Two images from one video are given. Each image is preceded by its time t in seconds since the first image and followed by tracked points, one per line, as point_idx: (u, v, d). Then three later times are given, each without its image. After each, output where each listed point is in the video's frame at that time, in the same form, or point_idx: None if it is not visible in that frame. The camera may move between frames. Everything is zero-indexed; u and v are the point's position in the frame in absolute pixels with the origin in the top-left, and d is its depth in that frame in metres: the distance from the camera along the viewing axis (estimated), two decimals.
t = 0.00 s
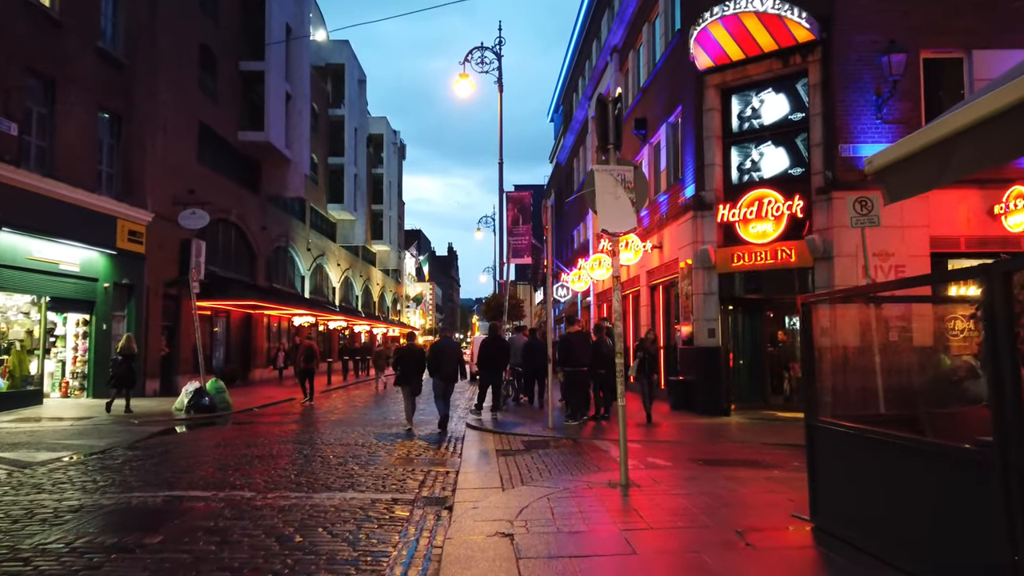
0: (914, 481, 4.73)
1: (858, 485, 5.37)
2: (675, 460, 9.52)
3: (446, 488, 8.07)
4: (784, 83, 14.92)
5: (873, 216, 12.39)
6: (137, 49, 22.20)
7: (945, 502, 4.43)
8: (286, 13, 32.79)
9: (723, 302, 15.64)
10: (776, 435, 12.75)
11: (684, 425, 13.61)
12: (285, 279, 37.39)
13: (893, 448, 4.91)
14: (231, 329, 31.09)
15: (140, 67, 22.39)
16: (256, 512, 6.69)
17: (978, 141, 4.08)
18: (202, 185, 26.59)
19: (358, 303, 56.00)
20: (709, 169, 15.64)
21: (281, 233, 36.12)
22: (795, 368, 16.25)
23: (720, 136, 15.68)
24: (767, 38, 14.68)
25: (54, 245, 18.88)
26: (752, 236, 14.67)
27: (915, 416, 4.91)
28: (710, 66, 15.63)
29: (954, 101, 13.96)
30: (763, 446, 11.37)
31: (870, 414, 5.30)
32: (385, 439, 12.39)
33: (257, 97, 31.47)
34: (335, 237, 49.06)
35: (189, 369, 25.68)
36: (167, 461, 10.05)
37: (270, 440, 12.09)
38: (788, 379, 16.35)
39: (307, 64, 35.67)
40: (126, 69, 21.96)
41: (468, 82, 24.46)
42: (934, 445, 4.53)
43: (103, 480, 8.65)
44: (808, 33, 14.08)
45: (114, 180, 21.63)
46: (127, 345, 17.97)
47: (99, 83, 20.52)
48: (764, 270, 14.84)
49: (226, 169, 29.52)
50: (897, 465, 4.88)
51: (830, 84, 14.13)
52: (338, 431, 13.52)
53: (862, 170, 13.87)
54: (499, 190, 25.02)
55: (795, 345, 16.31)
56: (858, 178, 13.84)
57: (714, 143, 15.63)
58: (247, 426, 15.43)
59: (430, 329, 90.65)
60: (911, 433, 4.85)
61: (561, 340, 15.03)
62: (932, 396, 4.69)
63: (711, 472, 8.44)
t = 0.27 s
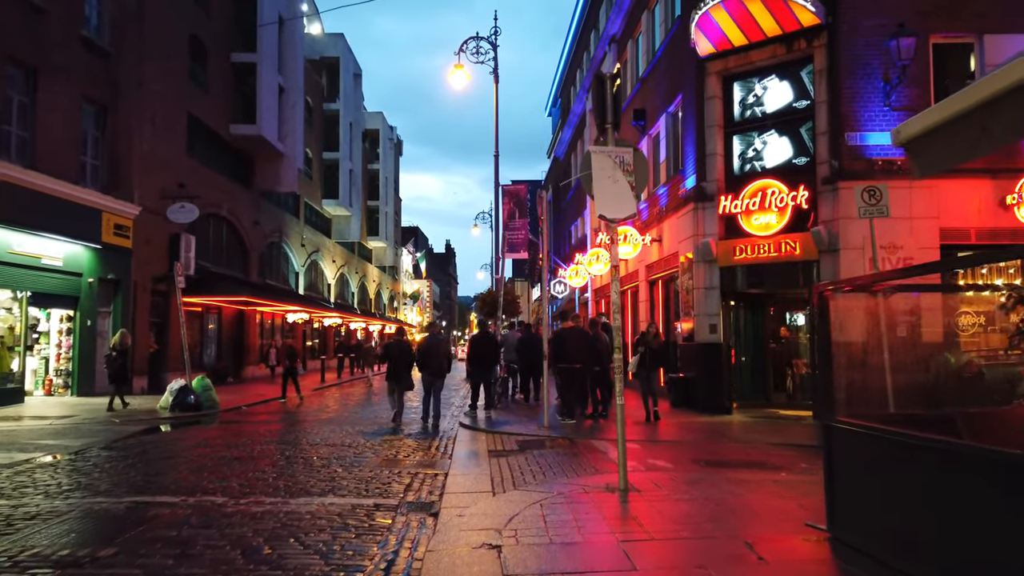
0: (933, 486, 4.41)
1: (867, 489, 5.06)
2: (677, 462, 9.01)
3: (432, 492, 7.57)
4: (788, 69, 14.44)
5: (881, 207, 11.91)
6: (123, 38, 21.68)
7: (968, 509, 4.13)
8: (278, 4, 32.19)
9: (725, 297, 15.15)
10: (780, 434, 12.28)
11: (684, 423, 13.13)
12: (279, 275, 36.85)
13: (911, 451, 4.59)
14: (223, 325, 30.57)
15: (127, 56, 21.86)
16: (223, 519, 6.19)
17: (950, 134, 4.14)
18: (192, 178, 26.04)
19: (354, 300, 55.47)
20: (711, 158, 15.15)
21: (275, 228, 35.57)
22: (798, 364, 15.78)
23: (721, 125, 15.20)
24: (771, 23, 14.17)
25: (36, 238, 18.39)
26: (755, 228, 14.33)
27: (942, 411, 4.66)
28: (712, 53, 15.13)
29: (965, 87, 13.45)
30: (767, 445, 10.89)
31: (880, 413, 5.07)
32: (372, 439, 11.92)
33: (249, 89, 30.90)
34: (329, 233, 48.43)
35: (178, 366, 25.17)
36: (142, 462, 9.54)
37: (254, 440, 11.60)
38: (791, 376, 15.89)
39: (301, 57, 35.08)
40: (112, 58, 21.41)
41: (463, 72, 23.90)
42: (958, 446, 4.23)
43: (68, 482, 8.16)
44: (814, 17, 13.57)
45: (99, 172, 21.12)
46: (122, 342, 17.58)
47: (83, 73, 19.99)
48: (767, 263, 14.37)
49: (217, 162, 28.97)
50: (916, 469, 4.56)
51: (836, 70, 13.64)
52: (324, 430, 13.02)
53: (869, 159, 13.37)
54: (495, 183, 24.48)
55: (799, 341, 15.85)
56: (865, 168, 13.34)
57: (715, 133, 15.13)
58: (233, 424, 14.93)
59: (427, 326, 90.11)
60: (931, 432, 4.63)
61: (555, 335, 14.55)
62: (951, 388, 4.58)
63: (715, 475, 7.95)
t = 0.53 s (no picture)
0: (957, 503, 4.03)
1: (886, 506, 4.64)
2: (682, 469, 8.54)
3: (422, 504, 7.06)
4: (795, 60, 13.96)
5: (893, 202, 11.44)
6: (112, 31, 21.24)
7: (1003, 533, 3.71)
8: None
9: (730, 295, 14.67)
10: (787, 438, 11.84)
11: (688, 427, 12.70)
12: (275, 274, 36.41)
13: (930, 463, 4.21)
14: (217, 325, 30.13)
15: (116, 50, 21.42)
16: (193, 537, 5.74)
17: (950, 134, 3.96)
18: (185, 175, 25.57)
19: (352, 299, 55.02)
20: (715, 153, 14.67)
21: (271, 227, 35.11)
22: (804, 365, 15.34)
23: (726, 118, 14.73)
24: (777, 12, 13.71)
25: (22, 235, 17.95)
26: (761, 225, 13.78)
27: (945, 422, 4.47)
28: (716, 44, 14.66)
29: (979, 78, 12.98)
30: (775, 450, 10.45)
31: (888, 421, 4.73)
32: (364, 443, 11.47)
33: (244, 85, 30.43)
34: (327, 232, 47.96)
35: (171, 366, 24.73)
36: (120, 470, 9.09)
37: (241, 445, 11.16)
38: (797, 378, 15.47)
39: (297, 53, 34.58)
40: (101, 52, 20.94)
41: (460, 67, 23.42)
42: (980, 460, 3.88)
43: (41, 491, 7.73)
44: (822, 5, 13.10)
45: (88, 168, 20.68)
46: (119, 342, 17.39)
47: (70, 66, 19.55)
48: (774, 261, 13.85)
49: (211, 159, 28.52)
50: (935, 482, 4.19)
51: (845, 61, 13.16)
52: (314, 434, 12.56)
53: (879, 152, 12.91)
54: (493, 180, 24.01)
55: (805, 341, 15.41)
56: (875, 162, 12.88)
57: (720, 126, 14.65)
58: (222, 428, 14.49)
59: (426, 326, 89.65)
60: (944, 443, 4.33)
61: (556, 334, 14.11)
62: (958, 399, 4.44)
63: (723, 484, 7.48)
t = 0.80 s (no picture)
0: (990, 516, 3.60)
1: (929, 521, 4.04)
2: (689, 473, 8.03)
3: (411, 513, 6.53)
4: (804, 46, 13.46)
5: (909, 190, 10.96)
6: (101, 20, 20.77)
7: None
8: None
9: (737, 290, 14.16)
10: (795, 438, 11.37)
11: (693, 427, 12.23)
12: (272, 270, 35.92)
13: (955, 469, 3.78)
14: (212, 322, 29.67)
15: (105, 39, 20.94)
16: (157, 551, 5.25)
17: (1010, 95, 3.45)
18: (177, 169, 25.05)
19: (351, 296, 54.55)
20: (720, 142, 14.15)
21: (267, 222, 34.59)
22: (813, 362, 14.83)
23: (732, 106, 14.21)
24: None
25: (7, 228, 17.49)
26: (768, 216, 13.35)
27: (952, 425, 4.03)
28: (722, 29, 14.14)
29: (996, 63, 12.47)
30: (784, 452, 9.96)
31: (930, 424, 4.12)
32: (355, 443, 10.99)
33: (239, 78, 29.92)
34: (325, 228, 47.46)
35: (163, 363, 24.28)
36: (94, 472, 8.62)
37: (227, 446, 10.70)
38: (804, 375, 14.99)
39: (293, 46, 33.99)
40: (89, 42, 20.44)
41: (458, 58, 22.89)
42: None
43: (8, 495, 7.29)
44: None
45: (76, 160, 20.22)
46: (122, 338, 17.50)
47: (57, 56, 19.08)
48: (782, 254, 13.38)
49: (205, 153, 28.03)
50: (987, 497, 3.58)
51: (857, 45, 12.64)
52: (304, 434, 12.09)
53: (892, 141, 12.39)
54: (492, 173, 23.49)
55: (813, 338, 14.93)
56: (888, 151, 12.35)
57: (725, 114, 14.12)
58: (210, 427, 14.01)
59: (426, 323, 89.18)
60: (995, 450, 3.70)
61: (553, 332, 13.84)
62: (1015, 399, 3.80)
63: (732, 490, 6.98)
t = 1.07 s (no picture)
0: (1007, 529, 3.37)
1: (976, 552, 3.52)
2: (693, 484, 7.55)
3: (394, 530, 6.04)
4: (812, 36, 12.97)
5: (924, 184, 10.39)
6: (90, 12, 20.31)
7: None
8: None
9: (741, 289, 13.68)
10: (802, 444, 10.90)
11: (695, 431, 11.76)
12: (268, 270, 35.44)
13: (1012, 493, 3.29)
14: (206, 321, 29.20)
15: (94, 32, 20.48)
16: None
17: None
18: (169, 166, 24.58)
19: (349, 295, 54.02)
20: (725, 135, 13.67)
21: (263, 221, 34.11)
22: (820, 364, 14.29)
23: (736, 99, 13.74)
24: None
25: None
26: (774, 212, 12.83)
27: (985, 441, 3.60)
28: (726, 19, 13.65)
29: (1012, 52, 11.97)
30: (792, 460, 9.49)
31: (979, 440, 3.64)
32: (343, 449, 10.50)
33: (234, 73, 29.43)
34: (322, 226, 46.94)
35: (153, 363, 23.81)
36: (63, 481, 8.15)
37: (208, 452, 10.23)
38: (811, 378, 14.51)
39: (289, 42, 33.48)
40: (77, 35, 19.97)
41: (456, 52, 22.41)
42: None
43: None
44: None
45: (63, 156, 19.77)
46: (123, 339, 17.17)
47: (43, 49, 18.64)
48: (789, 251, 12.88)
49: (198, 150, 27.55)
50: None
51: (867, 34, 12.14)
52: (290, 439, 11.59)
53: (904, 133, 11.89)
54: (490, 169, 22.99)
55: (819, 339, 14.43)
56: (900, 145, 11.86)
57: (730, 106, 13.66)
58: (195, 431, 13.52)
59: (425, 322, 88.60)
60: None
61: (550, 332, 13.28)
62: None
63: (740, 503, 6.50)
